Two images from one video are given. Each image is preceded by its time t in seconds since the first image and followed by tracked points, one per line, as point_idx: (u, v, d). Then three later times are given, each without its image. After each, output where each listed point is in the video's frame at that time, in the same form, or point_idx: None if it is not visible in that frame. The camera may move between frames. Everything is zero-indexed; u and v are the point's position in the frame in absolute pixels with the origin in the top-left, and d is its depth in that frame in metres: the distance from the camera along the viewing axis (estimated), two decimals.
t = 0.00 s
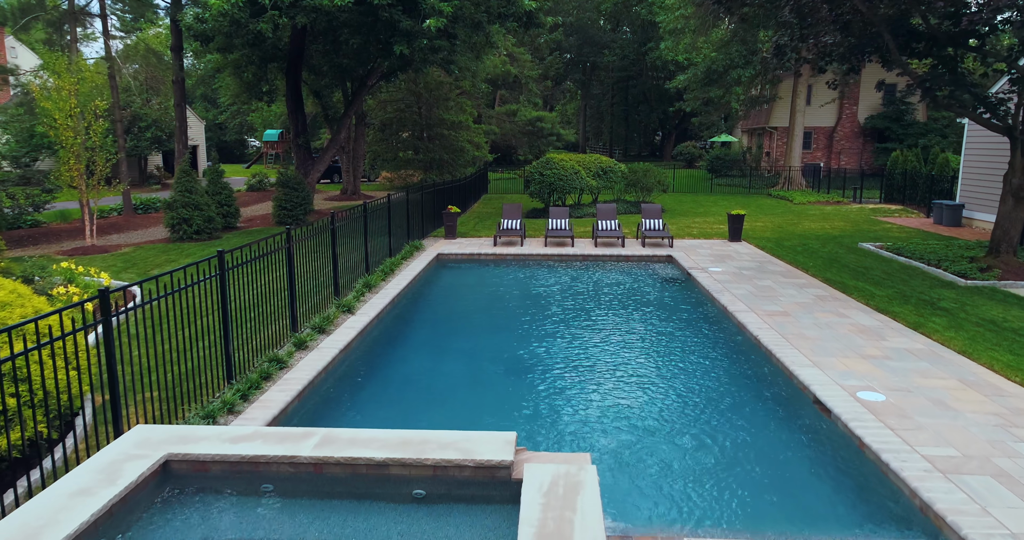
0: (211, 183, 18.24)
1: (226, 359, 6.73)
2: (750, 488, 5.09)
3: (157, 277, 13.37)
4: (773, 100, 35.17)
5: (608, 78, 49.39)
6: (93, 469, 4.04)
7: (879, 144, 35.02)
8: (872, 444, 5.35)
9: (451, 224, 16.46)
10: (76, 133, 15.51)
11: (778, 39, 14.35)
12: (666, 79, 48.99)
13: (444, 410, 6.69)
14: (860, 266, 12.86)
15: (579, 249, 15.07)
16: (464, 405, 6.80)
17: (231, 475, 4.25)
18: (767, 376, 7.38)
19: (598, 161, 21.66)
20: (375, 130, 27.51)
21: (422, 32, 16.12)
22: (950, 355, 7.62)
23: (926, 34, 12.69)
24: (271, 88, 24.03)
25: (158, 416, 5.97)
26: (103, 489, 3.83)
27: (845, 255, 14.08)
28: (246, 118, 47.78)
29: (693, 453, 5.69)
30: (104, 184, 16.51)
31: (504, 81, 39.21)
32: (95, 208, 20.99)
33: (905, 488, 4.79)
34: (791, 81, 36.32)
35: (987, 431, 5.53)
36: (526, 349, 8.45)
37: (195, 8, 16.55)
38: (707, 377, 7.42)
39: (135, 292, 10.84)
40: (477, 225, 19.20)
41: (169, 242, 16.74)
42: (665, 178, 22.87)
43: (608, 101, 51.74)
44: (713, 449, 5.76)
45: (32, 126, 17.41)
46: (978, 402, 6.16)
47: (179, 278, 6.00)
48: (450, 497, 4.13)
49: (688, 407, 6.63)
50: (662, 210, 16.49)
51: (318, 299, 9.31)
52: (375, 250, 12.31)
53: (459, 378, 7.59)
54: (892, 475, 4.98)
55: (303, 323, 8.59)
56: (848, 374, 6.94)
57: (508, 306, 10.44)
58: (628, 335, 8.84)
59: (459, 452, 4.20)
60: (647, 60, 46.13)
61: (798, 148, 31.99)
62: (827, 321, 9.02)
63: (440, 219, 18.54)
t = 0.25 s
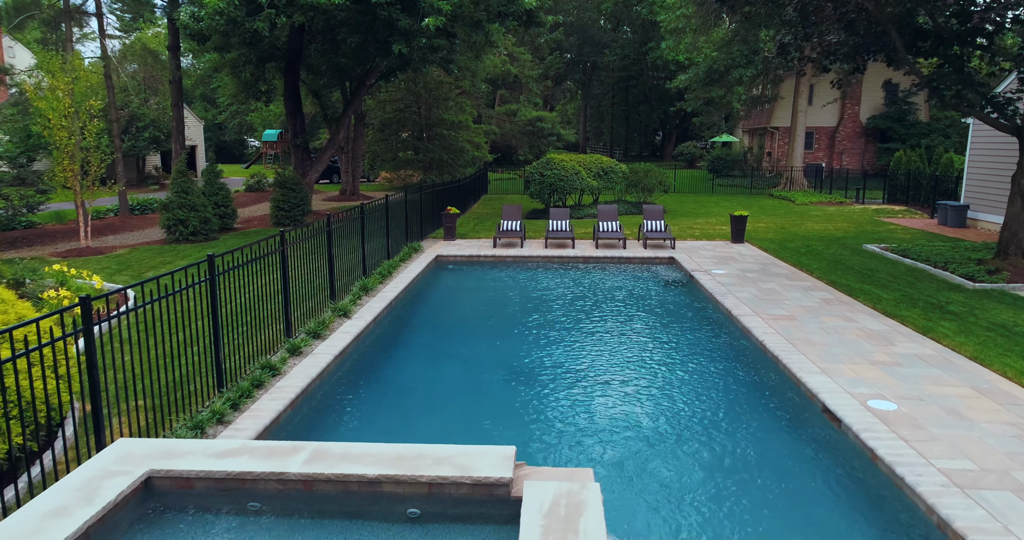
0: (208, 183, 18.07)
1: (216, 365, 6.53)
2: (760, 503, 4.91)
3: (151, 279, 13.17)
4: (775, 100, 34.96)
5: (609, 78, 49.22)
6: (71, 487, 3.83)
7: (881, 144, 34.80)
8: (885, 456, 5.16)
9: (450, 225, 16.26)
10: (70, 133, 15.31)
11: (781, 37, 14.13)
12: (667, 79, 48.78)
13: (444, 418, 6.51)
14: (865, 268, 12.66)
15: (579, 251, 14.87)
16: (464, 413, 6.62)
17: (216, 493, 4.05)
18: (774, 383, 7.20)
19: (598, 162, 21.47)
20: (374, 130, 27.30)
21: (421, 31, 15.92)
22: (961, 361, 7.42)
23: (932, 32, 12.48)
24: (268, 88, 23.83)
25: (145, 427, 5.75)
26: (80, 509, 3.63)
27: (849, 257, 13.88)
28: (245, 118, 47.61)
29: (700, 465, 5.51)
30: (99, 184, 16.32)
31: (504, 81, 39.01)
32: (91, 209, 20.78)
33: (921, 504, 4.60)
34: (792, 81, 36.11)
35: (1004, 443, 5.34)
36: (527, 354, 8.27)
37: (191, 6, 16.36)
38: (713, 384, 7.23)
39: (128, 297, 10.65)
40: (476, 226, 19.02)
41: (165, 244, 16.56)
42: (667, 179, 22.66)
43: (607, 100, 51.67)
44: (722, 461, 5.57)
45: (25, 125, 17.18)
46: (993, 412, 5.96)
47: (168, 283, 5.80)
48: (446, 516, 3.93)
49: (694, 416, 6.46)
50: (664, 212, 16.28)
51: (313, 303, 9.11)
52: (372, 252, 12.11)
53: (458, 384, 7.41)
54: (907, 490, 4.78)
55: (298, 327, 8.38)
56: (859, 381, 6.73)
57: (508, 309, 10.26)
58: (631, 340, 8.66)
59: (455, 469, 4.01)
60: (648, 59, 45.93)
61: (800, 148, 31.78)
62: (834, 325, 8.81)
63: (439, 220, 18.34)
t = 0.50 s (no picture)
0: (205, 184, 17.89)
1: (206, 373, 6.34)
2: (769, 518, 4.74)
3: (146, 281, 12.95)
4: (776, 99, 34.78)
5: (609, 78, 48.99)
6: (46, 507, 3.62)
7: (883, 144, 34.63)
8: (900, 469, 4.96)
9: (450, 227, 16.07)
10: (64, 133, 15.11)
11: (785, 36, 13.93)
12: (668, 79, 48.61)
13: (443, 428, 6.33)
14: (870, 271, 12.47)
15: (580, 252, 14.68)
16: (463, 423, 6.44)
17: (200, 513, 3.85)
18: (779, 390, 7.02)
19: (599, 162, 21.31)
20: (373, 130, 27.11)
21: (420, 30, 15.72)
22: (973, 368, 7.23)
23: (939, 31, 12.28)
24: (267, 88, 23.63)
25: (131, 437, 5.55)
26: (54, 531, 3.42)
27: (854, 259, 13.69)
28: (244, 118, 47.43)
29: (706, 477, 5.33)
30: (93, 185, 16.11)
31: (504, 81, 38.84)
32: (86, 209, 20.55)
33: (938, 521, 4.41)
34: (794, 81, 35.93)
35: (1022, 455, 5.15)
36: (527, 360, 8.10)
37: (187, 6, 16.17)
38: (718, 391, 7.06)
39: (120, 302, 10.43)
40: (476, 228, 18.82)
41: (161, 245, 16.35)
42: (668, 179, 22.47)
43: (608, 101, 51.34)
44: (729, 473, 5.39)
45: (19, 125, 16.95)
46: (1009, 422, 5.78)
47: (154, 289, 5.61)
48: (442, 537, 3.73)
49: (698, 425, 6.29)
50: (666, 213, 16.08)
51: (308, 308, 8.91)
52: (369, 254, 11.91)
53: (456, 391, 7.24)
54: (924, 506, 4.59)
55: (292, 333, 8.18)
56: (870, 389, 6.53)
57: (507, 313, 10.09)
58: (632, 345, 8.50)
59: (451, 486, 3.82)
60: (649, 59, 45.74)
61: (801, 148, 31.59)
62: (841, 330, 8.62)
63: (439, 222, 18.14)
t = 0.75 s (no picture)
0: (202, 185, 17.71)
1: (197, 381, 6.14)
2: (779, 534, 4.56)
3: (141, 284, 12.74)
4: (778, 99, 34.60)
5: (609, 78, 48.79)
6: (14, 530, 3.39)
7: (885, 144, 34.44)
8: (914, 483, 4.78)
9: (449, 228, 15.88)
10: (57, 134, 14.90)
11: (788, 36, 13.71)
12: (668, 78, 48.43)
13: (441, 437, 6.17)
14: (875, 273, 12.28)
15: (581, 254, 14.49)
16: (462, 432, 6.28)
17: (181, 533, 3.65)
18: (786, 398, 6.84)
19: (599, 163, 21.12)
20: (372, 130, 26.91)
21: (418, 29, 15.53)
22: (984, 374, 7.04)
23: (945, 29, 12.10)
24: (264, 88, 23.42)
25: (118, 449, 5.35)
26: None
27: (859, 261, 13.50)
28: (244, 118, 47.24)
29: (714, 491, 5.16)
30: (87, 186, 15.90)
31: (504, 80, 38.66)
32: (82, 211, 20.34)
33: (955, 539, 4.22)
34: (795, 81, 35.76)
35: None
36: (528, 365, 7.93)
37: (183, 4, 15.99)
38: (723, 398, 6.90)
39: (112, 306, 10.23)
40: (475, 229, 18.64)
41: (157, 247, 16.14)
42: (669, 180, 22.27)
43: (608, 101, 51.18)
44: (737, 486, 5.23)
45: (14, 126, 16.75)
46: None
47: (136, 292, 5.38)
48: None
49: (703, 434, 6.13)
50: (667, 214, 15.88)
51: (302, 313, 8.73)
52: (366, 257, 11.71)
53: (455, 398, 7.07)
54: (939, 523, 4.40)
55: (286, 338, 7.99)
56: (880, 397, 6.34)
57: (507, 317, 9.93)
58: (634, 350, 8.33)
59: (447, 506, 3.63)
60: (649, 59, 45.56)
61: (803, 149, 31.39)
62: (847, 335, 8.44)
63: (438, 223, 17.92)
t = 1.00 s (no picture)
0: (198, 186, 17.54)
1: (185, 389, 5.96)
2: None
3: (135, 287, 12.56)
4: (779, 99, 34.42)
5: (609, 78, 48.61)
6: None
7: (887, 144, 34.26)
8: (928, 498, 4.60)
9: (448, 229, 15.71)
10: (50, 134, 14.72)
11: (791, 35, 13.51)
12: (669, 78, 48.26)
13: (439, 448, 5.99)
14: (879, 276, 12.11)
15: (581, 256, 14.31)
16: (460, 442, 6.11)
17: None
18: (793, 406, 6.65)
19: (600, 163, 20.95)
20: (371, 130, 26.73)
21: (417, 29, 15.36)
22: (995, 381, 6.85)
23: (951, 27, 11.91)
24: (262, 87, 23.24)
25: (102, 461, 5.17)
26: None
27: (863, 263, 13.32)
28: (243, 118, 47.08)
29: (722, 506, 4.96)
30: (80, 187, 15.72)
31: (504, 80, 38.49)
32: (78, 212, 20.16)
33: None
34: (797, 80, 35.59)
35: None
36: (528, 372, 7.74)
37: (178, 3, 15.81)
38: (728, 406, 6.72)
39: (104, 309, 10.05)
40: (475, 230, 18.47)
41: (152, 249, 15.96)
42: (670, 181, 22.10)
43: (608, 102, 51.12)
44: (746, 500, 5.04)
45: (8, 126, 16.56)
46: None
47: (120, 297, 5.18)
48: None
49: (708, 443, 5.95)
50: (669, 215, 15.70)
51: (297, 317, 8.54)
52: (363, 259, 11.52)
53: (454, 406, 6.88)
54: None
55: (279, 344, 7.81)
56: (889, 406, 6.16)
57: (506, 321, 9.75)
58: (634, 356, 8.16)
59: (441, 525, 3.45)
60: (650, 59, 45.40)
61: (805, 148, 31.20)
62: (853, 340, 8.26)
63: (437, 224, 17.73)
